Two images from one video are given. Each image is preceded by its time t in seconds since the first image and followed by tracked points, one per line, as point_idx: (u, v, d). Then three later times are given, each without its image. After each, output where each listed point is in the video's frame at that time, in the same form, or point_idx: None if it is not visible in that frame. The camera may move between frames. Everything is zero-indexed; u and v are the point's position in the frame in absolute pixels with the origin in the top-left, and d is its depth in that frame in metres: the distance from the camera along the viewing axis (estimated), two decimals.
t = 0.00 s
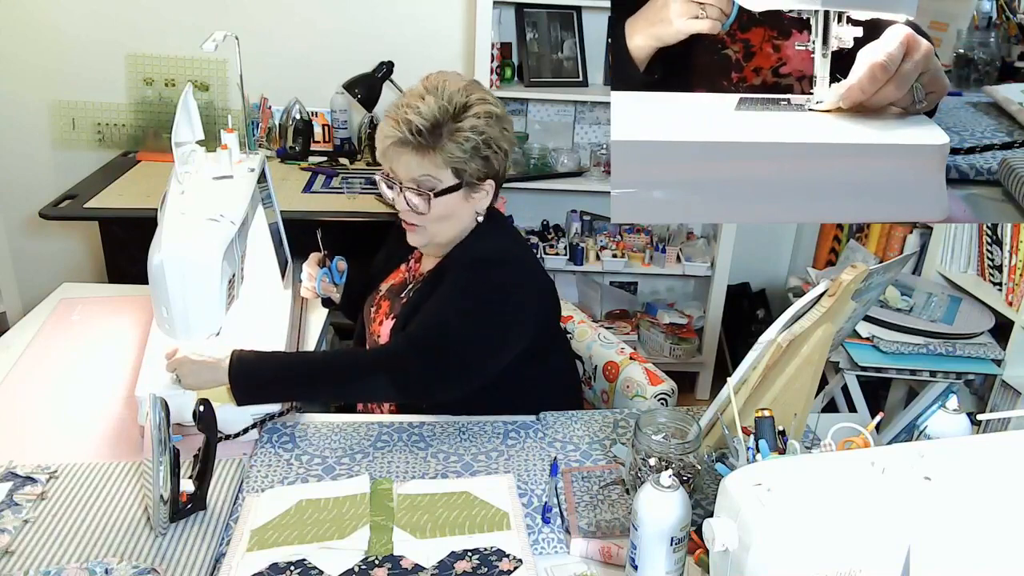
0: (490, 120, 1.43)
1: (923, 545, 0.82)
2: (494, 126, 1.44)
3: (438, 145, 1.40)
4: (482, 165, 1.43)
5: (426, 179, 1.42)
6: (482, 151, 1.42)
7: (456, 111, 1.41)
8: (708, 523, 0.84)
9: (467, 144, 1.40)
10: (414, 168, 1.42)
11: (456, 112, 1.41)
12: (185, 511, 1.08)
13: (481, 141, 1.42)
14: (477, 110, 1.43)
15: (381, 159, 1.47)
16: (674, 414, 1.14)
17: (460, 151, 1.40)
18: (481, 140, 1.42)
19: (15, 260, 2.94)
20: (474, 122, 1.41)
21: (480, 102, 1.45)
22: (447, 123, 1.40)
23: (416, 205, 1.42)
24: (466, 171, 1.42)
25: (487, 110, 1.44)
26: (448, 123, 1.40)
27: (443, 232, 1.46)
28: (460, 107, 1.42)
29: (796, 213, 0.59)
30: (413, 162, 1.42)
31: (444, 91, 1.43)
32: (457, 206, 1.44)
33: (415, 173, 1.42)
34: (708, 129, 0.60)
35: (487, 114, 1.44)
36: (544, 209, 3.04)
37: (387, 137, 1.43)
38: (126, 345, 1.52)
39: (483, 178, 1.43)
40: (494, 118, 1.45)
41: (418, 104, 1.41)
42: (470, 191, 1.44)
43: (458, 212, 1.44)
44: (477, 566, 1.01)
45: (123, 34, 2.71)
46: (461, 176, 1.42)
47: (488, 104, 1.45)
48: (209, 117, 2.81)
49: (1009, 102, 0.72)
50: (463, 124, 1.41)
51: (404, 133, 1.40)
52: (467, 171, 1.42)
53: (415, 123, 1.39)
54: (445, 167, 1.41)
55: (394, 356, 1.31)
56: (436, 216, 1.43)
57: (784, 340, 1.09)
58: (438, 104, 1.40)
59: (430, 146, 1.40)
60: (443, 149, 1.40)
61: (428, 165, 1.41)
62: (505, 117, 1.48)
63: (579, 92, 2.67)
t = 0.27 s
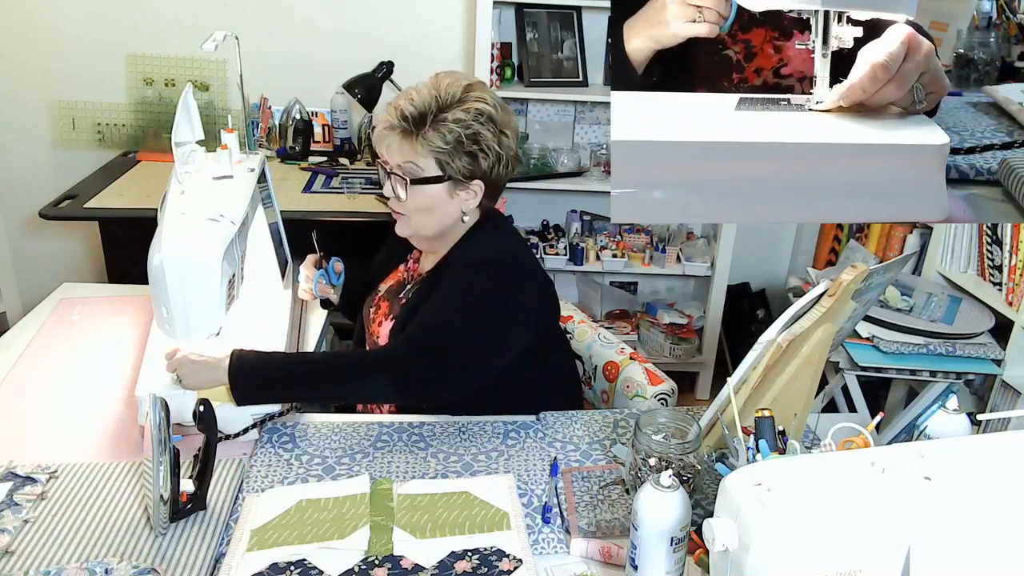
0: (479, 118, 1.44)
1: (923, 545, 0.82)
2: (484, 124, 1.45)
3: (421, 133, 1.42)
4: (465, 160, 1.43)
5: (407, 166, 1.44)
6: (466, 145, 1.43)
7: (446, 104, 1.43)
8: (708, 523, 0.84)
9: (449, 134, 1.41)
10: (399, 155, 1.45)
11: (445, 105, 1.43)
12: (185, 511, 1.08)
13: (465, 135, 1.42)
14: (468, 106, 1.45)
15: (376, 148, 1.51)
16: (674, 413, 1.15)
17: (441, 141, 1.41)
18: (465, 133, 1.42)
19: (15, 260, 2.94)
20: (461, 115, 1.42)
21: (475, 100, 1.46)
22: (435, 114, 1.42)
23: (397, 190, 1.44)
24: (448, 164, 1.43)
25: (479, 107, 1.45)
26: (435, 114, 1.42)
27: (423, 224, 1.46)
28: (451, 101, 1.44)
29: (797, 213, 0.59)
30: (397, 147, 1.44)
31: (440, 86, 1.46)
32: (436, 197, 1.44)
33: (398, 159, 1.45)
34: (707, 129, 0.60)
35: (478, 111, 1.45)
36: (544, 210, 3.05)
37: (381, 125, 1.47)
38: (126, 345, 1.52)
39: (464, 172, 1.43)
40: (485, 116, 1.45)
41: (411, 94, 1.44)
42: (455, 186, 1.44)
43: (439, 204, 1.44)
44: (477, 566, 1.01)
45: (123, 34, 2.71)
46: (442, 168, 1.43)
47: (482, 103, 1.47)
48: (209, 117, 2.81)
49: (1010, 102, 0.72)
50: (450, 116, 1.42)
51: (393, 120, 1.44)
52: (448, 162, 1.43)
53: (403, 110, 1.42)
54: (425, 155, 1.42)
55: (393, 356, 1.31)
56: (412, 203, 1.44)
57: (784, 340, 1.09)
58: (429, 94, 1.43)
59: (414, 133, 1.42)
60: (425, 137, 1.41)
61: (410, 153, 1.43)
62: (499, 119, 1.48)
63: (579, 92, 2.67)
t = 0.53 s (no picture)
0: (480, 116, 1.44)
1: (923, 545, 0.82)
2: (485, 123, 1.45)
3: (421, 130, 1.43)
4: (465, 158, 1.43)
5: (406, 162, 1.44)
6: (465, 143, 1.43)
7: (447, 102, 1.44)
8: (708, 523, 0.84)
9: (449, 132, 1.41)
10: (399, 152, 1.45)
11: (446, 103, 1.44)
12: (185, 511, 1.08)
13: (465, 133, 1.42)
14: (470, 105, 1.45)
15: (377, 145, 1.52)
16: (674, 413, 1.15)
17: (441, 137, 1.41)
18: (465, 131, 1.42)
19: (14, 260, 2.94)
20: (461, 113, 1.43)
21: (477, 99, 1.46)
22: (435, 111, 1.43)
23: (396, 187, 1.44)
24: (448, 162, 1.43)
25: (480, 106, 1.45)
26: (436, 111, 1.43)
27: (421, 222, 1.46)
28: (452, 99, 1.44)
29: (798, 213, 0.59)
30: (397, 144, 1.45)
31: (442, 84, 1.46)
32: (435, 195, 1.44)
33: (397, 155, 1.45)
34: (707, 129, 0.60)
35: (479, 110, 1.45)
36: (544, 210, 3.05)
37: (382, 121, 1.48)
38: (126, 345, 1.52)
39: (463, 170, 1.43)
40: (487, 115, 1.45)
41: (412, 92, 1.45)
42: (455, 185, 1.44)
43: (437, 201, 1.44)
44: (477, 566, 1.01)
45: (123, 34, 2.71)
46: (442, 165, 1.43)
47: (485, 102, 1.47)
48: (209, 117, 2.81)
49: (1010, 101, 0.72)
50: (451, 114, 1.42)
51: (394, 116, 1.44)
52: (447, 160, 1.43)
53: (403, 107, 1.43)
54: (424, 152, 1.42)
55: (393, 356, 1.31)
56: (410, 199, 1.44)
57: (784, 340, 1.09)
58: (431, 91, 1.43)
59: (414, 130, 1.43)
60: (425, 133, 1.42)
61: (410, 150, 1.44)
62: (501, 119, 1.48)
63: (579, 92, 2.67)
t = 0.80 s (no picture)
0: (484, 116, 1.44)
1: (923, 545, 0.82)
2: (489, 123, 1.45)
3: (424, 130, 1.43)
4: (469, 158, 1.43)
5: (410, 163, 1.44)
6: (468, 143, 1.43)
7: (451, 102, 1.44)
8: (708, 523, 0.84)
9: (452, 132, 1.41)
10: (402, 151, 1.45)
11: (450, 103, 1.44)
12: (185, 511, 1.08)
13: (469, 133, 1.42)
14: (474, 105, 1.45)
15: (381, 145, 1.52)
16: (674, 413, 1.15)
17: (444, 138, 1.42)
18: (469, 131, 1.42)
19: (14, 260, 2.94)
20: (465, 113, 1.43)
21: (481, 99, 1.46)
22: (439, 111, 1.43)
23: (399, 186, 1.45)
24: (451, 162, 1.43)
25: (484, 106, 1.45)
26: (439, 111, 1.43)
27: (423, 223, 1.46)
28: (456, 100, 1.44)
29: (798, 214, 0.59)
30: (400, 144, 1.45)
31: (447, 85, 1.46)
32: (439, 196, 1.44)
33: (400, 155, 1.45)
34: (708, 129, 0.60)
35: (483, 110, 1.45)
36: (544, 210, 3.05)
37: (386, 120, 1.48)
38: (126, 345, 1.52)
39: (467, 170, 1.43)
40: (491, 116, 1.45)
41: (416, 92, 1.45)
42: (457, 185, 1.44)
43: (441, 202, 1.44)
44: (477, 567, 1.01)
45: (123, 34, 2.71)
46: (445, 165, 1.43)
47: (489, 103, 1.47)
48: (209, 117, 2.81)
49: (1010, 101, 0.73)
50: (454, 114, 1.42)
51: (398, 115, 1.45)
52: (450, 160, 1.43)
53: (407, 106, 1.43)
54: (427, 151, 1.43)
55: (393, 357, 1.31)
56: (414, 200, 1.44)
57: (784, 340, 1.09)
58: (435, 91, 1.44)
59: (417, 129, 1.43)
60: (429, 133, 1.42)
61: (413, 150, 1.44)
62: (505, 120, 1.48)
63: (579, 92, 2.67)
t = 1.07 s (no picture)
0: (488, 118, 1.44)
1: (923, 545, 0.82)
2: (493, 124, 1.45)
3: (429, 131, 1.43)
4: (473, 160, 1.44)
5: (414, 164, 1.45)
6: (473, 145, 1.43)
7: (455, 104, 1.44)
8: (708, 523, 0.84)
9: (456, 133, 1.42)
10: (406, 152, 1.46)
11: (454, 105, 1.44)
12: (185, 511, 1.08)
13: (473, 134, 1.43)
14: (478, 106, 1.45)
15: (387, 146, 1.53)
16: (674, 413, 1.15)
17: (449, 139, 1.42)
18: (473, 133, 1.43)
19: (14, 260, 2.94)
20: (470, 114, 1.43)
21: (485, 100, 1.46)
22: (443, 113, 1.43)
23: (403, 187, 1.45)
24: (455, 163, 1.44)
25: (489, 107, 1.45)
26: (443, 113, 1.43)
27: (428, 223, 1.46)
28: (460, 101, 1.45)
29: (799, 214, 0.59)
30: (405, 145, 1.46)
31: (451, 85, 1.46)
32: (443, 197, 1.44)
33: (405, 156, 1.46)
34: (708, 129, 0.60)
35: (488, 111, 1.45)
36: (544, 210, 3.05)
37: (390, 120, 1.49)
38: (126, 346, 1.52)
39: (471, 172, 1.43)
40: (495, 117, 1.46)
41: (420, 92, 1.46)
42: (461, 186, 1.45)
43: (445, 203, 1.44)
44: (477, 566, 1.01)
45: (123, 34, 2.71)
46: (450, 167, 1.44)
47: (494, 103, 1.47)
48: (209, 117, 2.81)
49: (1006, 100, 0.72)
50: (459, 116, 1.43)
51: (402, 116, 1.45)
52: (455, 161, 1.43)
53: (411, 108, 1.44)
54: (432, 153, 1.43)
55: (394, 358, 1.31)
56: (418, 201, 1.45)
57: (784, 340, 1.09)
58: (439, 92, 1.44)
59: (421, 131, 1.44)
60: (433, 135, 1.42)
61: (418, 151, 1.45)
62: (510, 120, 1.48)
63: (579, 92, 2.67)
